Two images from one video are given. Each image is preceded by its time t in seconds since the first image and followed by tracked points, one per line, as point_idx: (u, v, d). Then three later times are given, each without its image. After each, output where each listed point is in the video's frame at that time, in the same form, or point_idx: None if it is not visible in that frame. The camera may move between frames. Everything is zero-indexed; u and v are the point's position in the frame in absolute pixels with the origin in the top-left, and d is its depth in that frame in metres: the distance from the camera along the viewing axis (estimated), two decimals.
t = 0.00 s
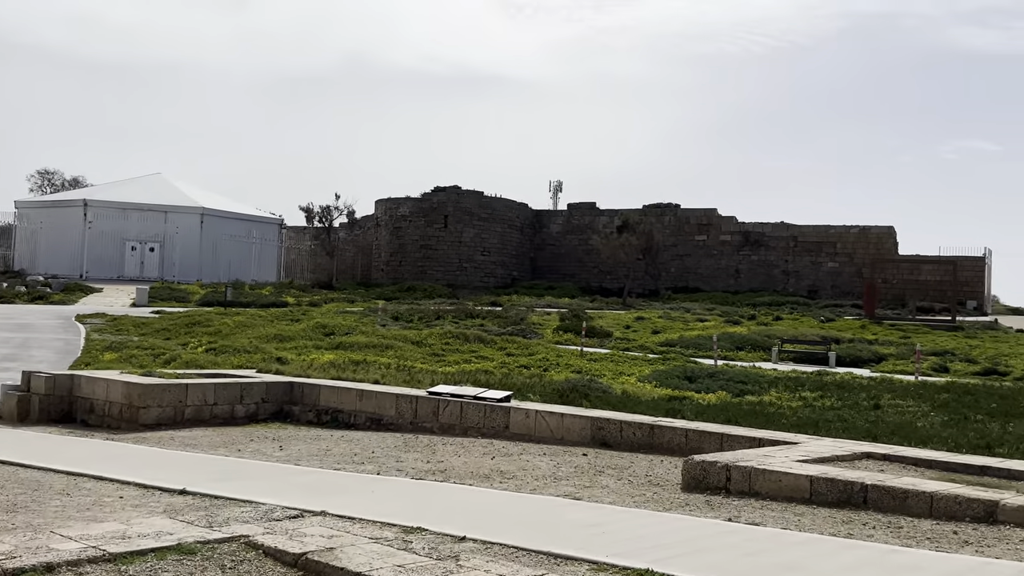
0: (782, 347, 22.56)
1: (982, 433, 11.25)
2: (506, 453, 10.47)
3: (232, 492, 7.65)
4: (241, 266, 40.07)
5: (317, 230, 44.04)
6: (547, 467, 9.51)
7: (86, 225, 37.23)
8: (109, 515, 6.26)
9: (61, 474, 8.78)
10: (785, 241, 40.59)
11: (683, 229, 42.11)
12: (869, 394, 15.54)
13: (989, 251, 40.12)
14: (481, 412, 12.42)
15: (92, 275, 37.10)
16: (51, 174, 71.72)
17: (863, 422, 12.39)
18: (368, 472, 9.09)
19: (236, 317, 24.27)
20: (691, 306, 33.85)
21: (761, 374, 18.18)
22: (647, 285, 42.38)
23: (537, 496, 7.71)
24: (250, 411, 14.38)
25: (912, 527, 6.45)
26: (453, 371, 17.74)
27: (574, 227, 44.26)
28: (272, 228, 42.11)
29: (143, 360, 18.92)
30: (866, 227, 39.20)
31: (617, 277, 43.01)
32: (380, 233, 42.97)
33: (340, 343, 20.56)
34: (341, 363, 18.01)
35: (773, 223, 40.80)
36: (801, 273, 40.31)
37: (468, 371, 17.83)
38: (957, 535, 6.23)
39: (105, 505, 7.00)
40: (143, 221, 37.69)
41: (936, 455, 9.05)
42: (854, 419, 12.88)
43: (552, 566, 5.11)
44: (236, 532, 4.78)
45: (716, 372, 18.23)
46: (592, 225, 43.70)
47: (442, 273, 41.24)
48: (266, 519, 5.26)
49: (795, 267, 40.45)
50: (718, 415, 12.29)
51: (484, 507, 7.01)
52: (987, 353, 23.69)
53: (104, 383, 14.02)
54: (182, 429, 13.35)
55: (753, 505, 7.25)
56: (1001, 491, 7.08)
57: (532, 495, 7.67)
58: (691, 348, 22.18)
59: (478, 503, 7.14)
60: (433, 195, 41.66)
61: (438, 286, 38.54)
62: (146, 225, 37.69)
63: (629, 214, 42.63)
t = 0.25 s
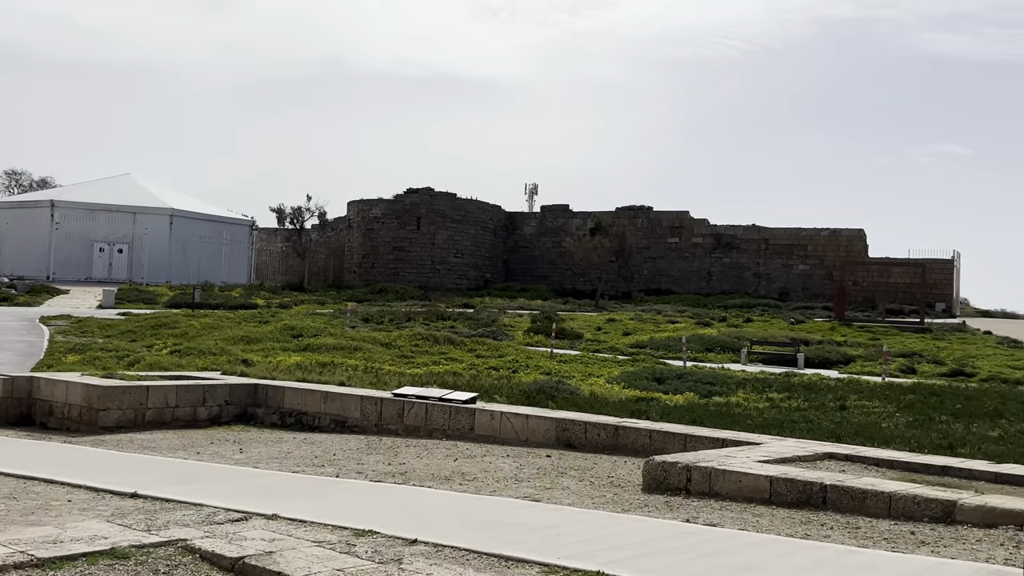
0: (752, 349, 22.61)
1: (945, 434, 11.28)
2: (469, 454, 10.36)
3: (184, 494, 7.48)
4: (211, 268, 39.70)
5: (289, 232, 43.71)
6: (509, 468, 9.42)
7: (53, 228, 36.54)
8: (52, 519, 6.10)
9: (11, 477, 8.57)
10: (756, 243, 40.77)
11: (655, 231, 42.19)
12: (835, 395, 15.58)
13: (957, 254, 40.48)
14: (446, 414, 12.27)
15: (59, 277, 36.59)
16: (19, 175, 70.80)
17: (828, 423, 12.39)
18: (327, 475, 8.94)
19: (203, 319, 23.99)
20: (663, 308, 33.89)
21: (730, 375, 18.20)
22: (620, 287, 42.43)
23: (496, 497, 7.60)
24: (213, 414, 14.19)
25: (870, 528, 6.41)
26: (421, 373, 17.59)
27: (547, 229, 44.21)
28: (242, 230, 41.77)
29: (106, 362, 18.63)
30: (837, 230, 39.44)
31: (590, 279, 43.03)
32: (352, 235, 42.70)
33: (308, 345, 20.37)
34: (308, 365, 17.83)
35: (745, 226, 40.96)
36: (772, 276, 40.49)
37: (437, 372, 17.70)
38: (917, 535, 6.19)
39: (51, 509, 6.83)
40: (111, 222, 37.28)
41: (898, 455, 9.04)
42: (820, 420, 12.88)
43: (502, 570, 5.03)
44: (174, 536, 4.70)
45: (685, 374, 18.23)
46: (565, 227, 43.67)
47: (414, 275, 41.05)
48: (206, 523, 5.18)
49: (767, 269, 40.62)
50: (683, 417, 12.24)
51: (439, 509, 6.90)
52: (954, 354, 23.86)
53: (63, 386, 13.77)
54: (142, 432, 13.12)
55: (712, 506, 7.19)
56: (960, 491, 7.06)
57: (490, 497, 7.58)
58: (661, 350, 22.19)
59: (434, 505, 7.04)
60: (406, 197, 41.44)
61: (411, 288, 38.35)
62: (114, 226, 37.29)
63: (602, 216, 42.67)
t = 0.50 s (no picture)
0: (725, 353, 22.59)
1: (913, 439, 11.25)
2: (433, 461, 10.22)
3: (134, 504, 7.30)
4: (183, 271, 39.34)
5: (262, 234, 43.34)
6: (473, 475, 9.28)
7: (22, 230, 36.19)
8: None
9: None
10: (732, 247, 40.84)
11: (631, 235, 42.19)
12: (806, 399, 15.55)
13: (930, 258, 40.74)
14: (413, 420, 12.10)
15: (28, 280, 36.13)
16: None
17: (797, 428, 12.34)
18: (286, 483, 8.77)
19: (172, 323, 23.72)
20: (638, 312, 33.87)
21: (701, 379, 18.16)
22: (596, 291, 42.39)
23: (456, 506, 7.47)
24: (177, 420, 13.98)
25: (830, 536, 6.34)
26: (392, 377, 17.42)
27: (523, 233, 44.11)
28: (215, 232, 41.43)
29: (71, 366, 18.35)
30: (812, 234, 39.58)
31: (566, 283, 42.94)
32: (327, 238, 42.41)
33: (278, 349, 20.16)
34: (276, 369, 17.62)
35: (720, 230, 41.02)
36: (747, 280, 40.59)
37: (408, 377, 17.54)
38: (877, 544, 6.11)
39: None
40: (81, 225, 36.87)
41: (863, 461, 8.99)
42: (788, 425, 12.83)
43: None
44: (107, 551, 4.68)
45: (656, 378, 18.17)
46: (541, 231, 43.58)
47: (389, 278, 40.80)
48: (144, 537, 5.18)
49: (742, 273, 40.71)
50: (651, 422, 12.16)
51: (395, 520, 6.78)
52: (926, 358, 23.94)
53: (24, 391, 13.52)
54: (103, 439, 12.89)
55: (674, 513, 7.09)
56: (922, 499, 7.00)
57: (449, 506, 7.45)
58: (635, 353, 22.13)
59: (390, 515, 6.91)
60: (382, 200, 41.20)
61: (385, 291, 38.14)
62: (84, 229, 36.87)
63: (578, 220, 42.62)
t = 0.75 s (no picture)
0: (703, 355, 22.57)
1: (888, 440, 11.20)
2: (405, 464, 10.07)
3: (93, 508, 7.13)
4: (160, 273, 38.99)
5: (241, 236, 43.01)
6: (445, 478, 9.14)
7: None
8: None
9: None
10: (712, 249, 40.89)
11: (612, 237, 42.15)
12: (782, 401, 15.51)
13: (909, 260, 40.95)
14: (386, 422, 11.93)
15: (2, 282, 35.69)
16: None
17: (773, 430, 12.27)
18: (252, 487, 8.61)
19: (146, 325, 23.46)
20: (618, 314, 33.83)
21: (679, 382, 18.10)
22: (576, 293, 42.33)
23: (423, 509, 7.34)
24: (147, 423, 13.77)
25: (799, 539, 6.26)
26: (367, 380, 17.24)
27: (503, 235, 43.99)
28: (193, 234, 41.10)
29: (41, 369, 18.09)
30: (791, 236, 39.69)
31: (546, 285, 42.86)
32: (306, 240, 42.13)
33: (252, 351, 19.96)
34: (250, 372, 17.43)
35: (700, 232, 41.06)
36: (727, 282, 40.65)
37: (383, 379, 17.37)
38: (847, 547, 6.03)
39: None
40: (57, 226, 36.47)
41: (836, 462, 8.93)
42: (764, 426, 12.77)
43: None
44: (50, 557, 4.84)
45: (633, 380, 18.10)
46: (522, 233, 43.48)
47: (369, 280, 40.58)
48: (91, 541, 5.34)
49: (722, 275, 40.78)
50: (626, 424, 12.05)
51: (359, 524, 6.65)
52: (903, 360, 23.99)
53: None
54: (70, 442, 12.66)
55: (644, 516, 6.99)
56: (894, 501, 6.93)
57: (417, 509, 7.31)
58: (613, 355, 22.07)
59: (355, 520, 6.78)
60: (361, 201, 40.97)
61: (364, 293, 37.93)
62: (60, 230, 36.45)
63: (559, 222, 42.57)
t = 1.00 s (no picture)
0: (685, 356, 22.49)
1: (867, 441, 11.13)
2: (379, 465, 9.91)
3: (53, 511, 6.95)
4: (140, 274, 38.66)
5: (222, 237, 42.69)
6: (419, 479, 8.99)
7: None
8: None
9: None
10: (695, 250, 40.88)
11: (595, 238, 42.07)
12: (762, 402, 15.43)
13: (891, 261, 41.06)
14: (362, 423, 11.76)
15: None
16: None
17: (753, 430, 12.16)
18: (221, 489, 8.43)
19: (124, 326, 23.18)
20: (601, 315, 33.73)
21: (659, 382, 18.01)
22: (560, 295, 42.23)
23: (393, 511, 7.18)
24: (120, 424, 13.56)
25: (775, 540, 6.15)
26: (346, 381, 17.05)
27: (487, 236, 43.83)
28: (174, 235, 40.79)
29: (15, 370, 17.84)
30: (774, 238, 39.72)
31: (529, 286, 42.73)
32: (288, 240, 41.87)
33: (230, 352, 19.76)
34: (227, 373, 17.22)
35: (684, 234, 41.04)
36: (710, 283, 40.65)
37: (362, 380, 17.18)
38: (822, 548, 5.92)
39: None
40: (35, 227, 36.09)
41: (815, 463, 8.84)
42: (743, 427, 12.68)
43: None
44: None
45: (614, 381, 17.99)
46: (505, 234, 43.34)
47: (352, 281, 40.35)
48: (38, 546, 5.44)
49: (705, 276, 40.77)
50: (605, 425, 11.93)
51: (326, 527, 6.50)
52: (885, 361, 23.98)
53: None
54: (40, 444, 12.44)
55: (618, 517, 6.87)
56: (871, 501, 6.84)
57: (387, 511, 7.15)
58: (595, 356, 21.97)
59: (322, 523, 6.63)
60: (344, 202, 40.73)
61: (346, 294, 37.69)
62: (38, 231, 36.07)
63: (543, 223, 42.47)
